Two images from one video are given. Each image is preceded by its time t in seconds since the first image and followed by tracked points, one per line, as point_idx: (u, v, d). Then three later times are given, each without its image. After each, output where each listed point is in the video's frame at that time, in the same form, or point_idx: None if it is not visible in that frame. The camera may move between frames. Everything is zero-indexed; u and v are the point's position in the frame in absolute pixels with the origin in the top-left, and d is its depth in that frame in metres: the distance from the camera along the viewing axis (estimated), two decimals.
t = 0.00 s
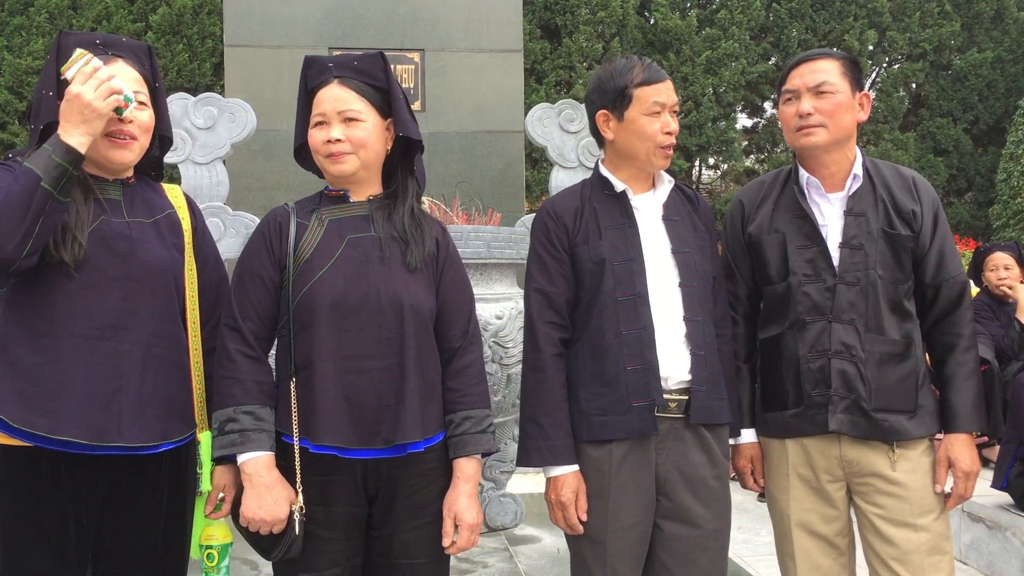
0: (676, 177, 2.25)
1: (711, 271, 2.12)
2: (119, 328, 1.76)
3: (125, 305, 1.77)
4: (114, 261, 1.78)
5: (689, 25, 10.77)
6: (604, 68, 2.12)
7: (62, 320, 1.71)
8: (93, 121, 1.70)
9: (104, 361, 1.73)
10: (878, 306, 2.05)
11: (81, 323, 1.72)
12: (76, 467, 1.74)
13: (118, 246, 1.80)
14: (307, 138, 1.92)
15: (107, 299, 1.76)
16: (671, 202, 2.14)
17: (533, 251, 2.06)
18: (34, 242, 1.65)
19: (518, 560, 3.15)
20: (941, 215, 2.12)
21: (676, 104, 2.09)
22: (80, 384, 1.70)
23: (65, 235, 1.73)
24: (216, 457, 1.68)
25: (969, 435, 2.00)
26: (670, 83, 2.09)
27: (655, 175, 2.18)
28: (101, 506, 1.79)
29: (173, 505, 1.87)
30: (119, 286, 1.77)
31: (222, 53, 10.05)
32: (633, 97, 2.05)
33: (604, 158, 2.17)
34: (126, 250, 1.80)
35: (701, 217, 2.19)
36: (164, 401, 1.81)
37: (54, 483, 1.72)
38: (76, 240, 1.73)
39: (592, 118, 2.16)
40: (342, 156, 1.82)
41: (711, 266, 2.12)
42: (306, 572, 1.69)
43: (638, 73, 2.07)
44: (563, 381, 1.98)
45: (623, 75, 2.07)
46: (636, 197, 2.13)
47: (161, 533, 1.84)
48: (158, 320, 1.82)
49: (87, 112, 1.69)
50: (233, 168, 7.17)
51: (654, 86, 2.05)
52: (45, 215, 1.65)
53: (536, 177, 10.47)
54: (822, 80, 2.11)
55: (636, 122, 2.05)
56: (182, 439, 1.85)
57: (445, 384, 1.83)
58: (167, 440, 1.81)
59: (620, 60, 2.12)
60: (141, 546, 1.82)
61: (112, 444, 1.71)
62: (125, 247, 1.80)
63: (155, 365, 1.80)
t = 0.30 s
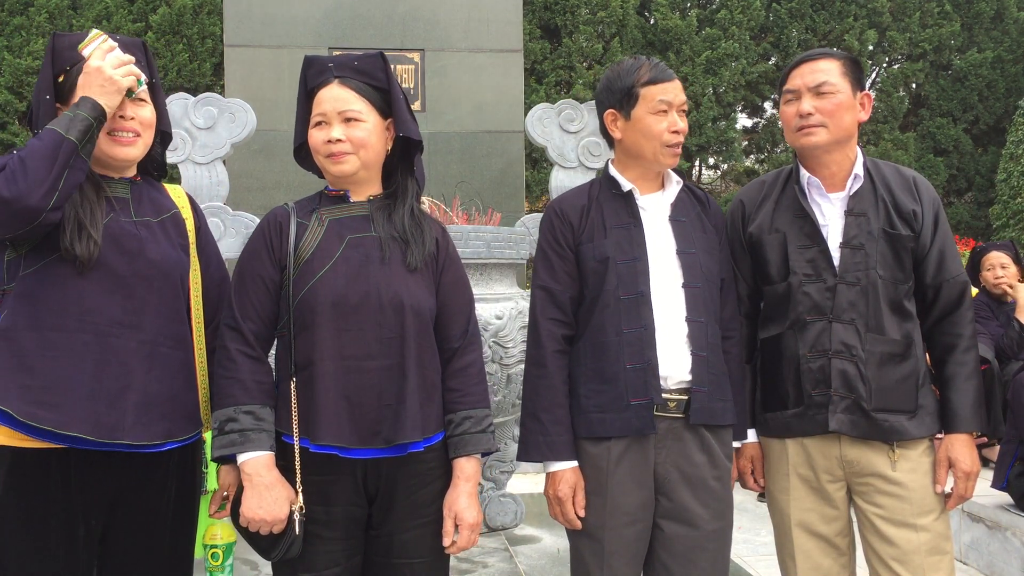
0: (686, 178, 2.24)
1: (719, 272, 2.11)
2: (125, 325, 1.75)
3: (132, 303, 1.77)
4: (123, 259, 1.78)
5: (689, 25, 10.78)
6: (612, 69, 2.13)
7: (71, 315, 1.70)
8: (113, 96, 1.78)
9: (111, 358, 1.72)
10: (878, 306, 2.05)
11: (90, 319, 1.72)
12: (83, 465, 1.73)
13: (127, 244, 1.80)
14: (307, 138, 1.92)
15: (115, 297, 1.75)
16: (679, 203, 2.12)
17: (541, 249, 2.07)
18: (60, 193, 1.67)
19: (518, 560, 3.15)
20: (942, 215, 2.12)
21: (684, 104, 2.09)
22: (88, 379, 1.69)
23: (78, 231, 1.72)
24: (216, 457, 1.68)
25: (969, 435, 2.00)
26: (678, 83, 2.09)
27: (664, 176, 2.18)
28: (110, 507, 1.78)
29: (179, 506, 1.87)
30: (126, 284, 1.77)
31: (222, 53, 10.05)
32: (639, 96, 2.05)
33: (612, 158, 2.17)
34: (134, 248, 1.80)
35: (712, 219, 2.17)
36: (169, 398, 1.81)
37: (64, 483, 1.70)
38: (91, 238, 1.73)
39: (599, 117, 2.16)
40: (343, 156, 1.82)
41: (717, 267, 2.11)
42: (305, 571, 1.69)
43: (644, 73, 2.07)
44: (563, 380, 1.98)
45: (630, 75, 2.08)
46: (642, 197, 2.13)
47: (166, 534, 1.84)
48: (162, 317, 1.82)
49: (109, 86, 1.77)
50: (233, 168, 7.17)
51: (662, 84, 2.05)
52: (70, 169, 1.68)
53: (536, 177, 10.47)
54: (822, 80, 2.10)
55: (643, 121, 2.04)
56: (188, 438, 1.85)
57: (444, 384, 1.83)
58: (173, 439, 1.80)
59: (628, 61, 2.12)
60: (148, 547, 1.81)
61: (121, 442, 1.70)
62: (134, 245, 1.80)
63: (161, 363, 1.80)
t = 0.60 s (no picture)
0: (688, 177, 2.24)
1: (720, 272, 2.11)
2: (130, 325, 1.75)
3: (138, 303, 1.77)
4: (129, 259, 1.78)
5: (689, 25, 10.78)
6: (607, 69, 2.14)
7: (77, 313, 1.70)
8: (115, 91, 1.78)
9: (113, 356, 1.72)
10: (879, 306, 2.05)
11: (98, 319, 1.72)
12: (88, 464, 1.73)
13: (133, 243, 1.80)
14: (306, 138, 1.92)
15: (122, 297, 1.75)
16: (681, 201, 2.12)
17: (542, 248, 2.07)
18: (71, 188, 1.67)
19: (518, 560, 3.15)
20: (942, 215, 2.12)
21: (679, 101, 2.06)
22: (97, 379, 1.69)
23: (88, 232, 1.72)
24: (215, 457, 1.67)
25: (969, 435, 2.00)
26: (673, 80, 2.06)
27: (665, 175, 2.18)
28: (117, 509, 1.78)
29: (186, 507, 1.87)
30: (129, 283, 1.77)
31: (222, 53, 10.05)
32: (630, 94, 2.06)
33: (611, 158, 2.17)
34: (140, 249, 1.80)
35: (713, 218, 2.17)
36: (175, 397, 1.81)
37: (71, 483, 1.70)
38: (99, 238, 1.73)
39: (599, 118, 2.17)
40: (341, 156, 1.81)
41: (718, 266, 2.10)
42: (305, 572, 1.69)
43: (637, 71, 2.07)
44: (563, 379, 1.97)
45: (623, 74, 2.09)
46: (643, 196, 2.13)
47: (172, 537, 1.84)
48: (167, 316, 1.82)
49: (111, 81, 1.78)
50: (233, 168, 7.17)
51: (651, 82, 2.04)
52: (80, 164, 1.68)
53: (536, 177, 10.47)
54: (822, 80, 2.11)
55: (632, 119, 2.05)
56: (195, 439, 1.84)
57: (443, 383, 1.83)
58: (179, 439, 1.80)
59: (623, 60, 2.13)
60: (155, 548, 1.82)
61: (129, 442, 1.70)
62: (140, 246, 1.81)
63: (166, 362, 1.80)
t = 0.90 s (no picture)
0: (686, 174, 2.24)
1: (718, 269, 2.11)
2: (132, 320, 1.75)
3: (140, 299, 1.77)
4: (131, 254, 1.78)
5: (689, 25, 10.78)
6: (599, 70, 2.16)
7: (79, 309, 1.70)
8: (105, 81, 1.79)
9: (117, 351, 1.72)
10: (878, 304, 2.06)
11: (100, 315, 1.71)
12: (90, 462, 1.73)
13: (135, 239, 1.80)
14: (304, 138, 1.92)
15: (124, 293, 1.75)
16: (678, 197, 2.13)
17: (538, 244, 2.07)
18: (71, 177, 1.67)
19: (518, 560, 3.15)
20: (942, 214, 2.12)
21: (666, 99, 2.06)
22: (98, 375, 1.68)
23: (89, 226, 1.72)
24: (212, 456, 1.68)
25: (969, 435, 2.00)
26: (659, 78, 2.06)
27: (660, 172, 2.19)
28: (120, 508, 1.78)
29: (187, 508, 1.87)
30: (129, 280, 1.76)
31: (222, 53, 10.05)
32: (616, 94, 2.08)
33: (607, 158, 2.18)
34: (142, 245, 1.80)
35: (712, 215, 2.17)
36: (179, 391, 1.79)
37: (72, 482, 1.71)
38: (100, 233, 1.73)
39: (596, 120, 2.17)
40: (337, 157, 1.81)
41: (716, 264, 2.10)
42: (304, 572, 1.69)
43: (624, 70, 2.08)
44: (561, 377, 1.97)
45: (610, 74, 2.10)
46: (640, 192, 2.13)
47: (176, 536, 1.84)
48: (169, 311, 1.81)
49: (101, 72, 1.78)
50: (233, 168, 7.17)
51: (636, 80, 2.05)
52: (78, 152, 1.68)
53: (536, 177, 10.47)
54: (820, 80, 2.11)
55: (617, 118, 2.07)
56: (198, 438, 1.81)
57: (442, 383, 1.83)
58: (183, 437, 1.77)
59: (613, 61, 2.14)
60: (157, 547, 1.82)
61: (131, 438, 1.69)
62: (142, 241, 1.80)
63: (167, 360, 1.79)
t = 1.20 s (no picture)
0: (682, 172, 2.24)
1: (716, 266, 2.11)
2: (134, 312, 1.74)
3: (141, 291, 1.76)
4: (132, 246, 1.78)
5: (689, 25, 10.78)
6: (593, 70, 2.16)
7: (84, 299, 1.68)
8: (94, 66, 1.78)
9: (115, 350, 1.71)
10: (878, 304, 2.05)
11: (103, 304, 1.70)
12: (88, 460, 1.73)
13: (136, 230, 1.80)
14: (300, 138, 1.92)
15: (126, 284, 1.74)
16: (674, 195, 2.13)
17: (533, 245, 2.07)
18: (75, 164, 1.67)
19: (518, 560, 3.15)
20: (941, 213, 2.12)
21: (657, 98, 2.05)
22: (101, 364, 1.67)
23: (92, 216, 1.72)
24: (208, 457, 1.68)
25: (969, 434, 2.00)
26: (651, 78, 2.05)
27: (654, 170, 2.18)
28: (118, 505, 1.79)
29: (184, 507, 1.87)
30: (131, 271, 1.76)
31: (222, 53, 10.05)
32: (607, 93, 2.08)
33: (604, 157, 2.18)
34: (143, 236, 1.80)
35: (709, 212, 2.17)
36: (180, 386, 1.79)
37: (70, 479, 1.70)
38: (104, 222, 1.73)
39: (590, 121, 2.17)
40: (333, 157, 1.82)
41: (714, 261, 2.10)
42: (302, 572, 1.69)
43: (615, 69, 2.08)
44: (558, 376, 1.97)
45: (602, 73, 2.10)
46: (634, 191, 2.13)
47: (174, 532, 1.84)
48: (169, 306, 1.81)
49: (90, 57, 1.77)
50: (233, 168, 7.17)
51: (627, 80, 2.04)
52: (80, 139, 1.69)
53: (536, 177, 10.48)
54: (818, 80, 2.11)
55: (608, 118, 2.07)
56: (195, 431, 1.82)
57: (439, 382, 1.83)
58: (180, 430, 1.78)
59: (606, 60, 2.14)
60: (156, 544, 1.82)
61: (132, 430, 1.68)
62: (142, 234, 1.80)
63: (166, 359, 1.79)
